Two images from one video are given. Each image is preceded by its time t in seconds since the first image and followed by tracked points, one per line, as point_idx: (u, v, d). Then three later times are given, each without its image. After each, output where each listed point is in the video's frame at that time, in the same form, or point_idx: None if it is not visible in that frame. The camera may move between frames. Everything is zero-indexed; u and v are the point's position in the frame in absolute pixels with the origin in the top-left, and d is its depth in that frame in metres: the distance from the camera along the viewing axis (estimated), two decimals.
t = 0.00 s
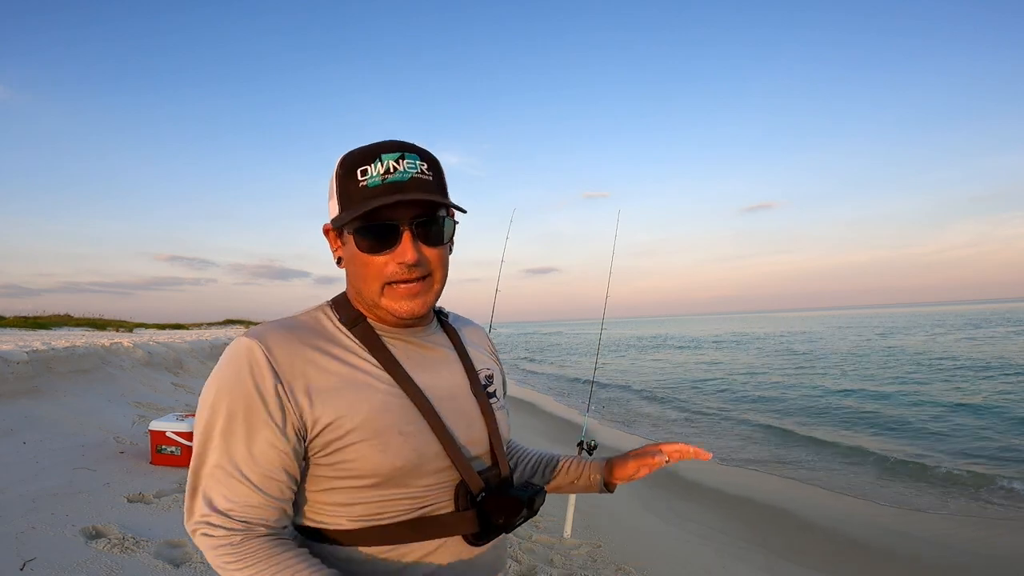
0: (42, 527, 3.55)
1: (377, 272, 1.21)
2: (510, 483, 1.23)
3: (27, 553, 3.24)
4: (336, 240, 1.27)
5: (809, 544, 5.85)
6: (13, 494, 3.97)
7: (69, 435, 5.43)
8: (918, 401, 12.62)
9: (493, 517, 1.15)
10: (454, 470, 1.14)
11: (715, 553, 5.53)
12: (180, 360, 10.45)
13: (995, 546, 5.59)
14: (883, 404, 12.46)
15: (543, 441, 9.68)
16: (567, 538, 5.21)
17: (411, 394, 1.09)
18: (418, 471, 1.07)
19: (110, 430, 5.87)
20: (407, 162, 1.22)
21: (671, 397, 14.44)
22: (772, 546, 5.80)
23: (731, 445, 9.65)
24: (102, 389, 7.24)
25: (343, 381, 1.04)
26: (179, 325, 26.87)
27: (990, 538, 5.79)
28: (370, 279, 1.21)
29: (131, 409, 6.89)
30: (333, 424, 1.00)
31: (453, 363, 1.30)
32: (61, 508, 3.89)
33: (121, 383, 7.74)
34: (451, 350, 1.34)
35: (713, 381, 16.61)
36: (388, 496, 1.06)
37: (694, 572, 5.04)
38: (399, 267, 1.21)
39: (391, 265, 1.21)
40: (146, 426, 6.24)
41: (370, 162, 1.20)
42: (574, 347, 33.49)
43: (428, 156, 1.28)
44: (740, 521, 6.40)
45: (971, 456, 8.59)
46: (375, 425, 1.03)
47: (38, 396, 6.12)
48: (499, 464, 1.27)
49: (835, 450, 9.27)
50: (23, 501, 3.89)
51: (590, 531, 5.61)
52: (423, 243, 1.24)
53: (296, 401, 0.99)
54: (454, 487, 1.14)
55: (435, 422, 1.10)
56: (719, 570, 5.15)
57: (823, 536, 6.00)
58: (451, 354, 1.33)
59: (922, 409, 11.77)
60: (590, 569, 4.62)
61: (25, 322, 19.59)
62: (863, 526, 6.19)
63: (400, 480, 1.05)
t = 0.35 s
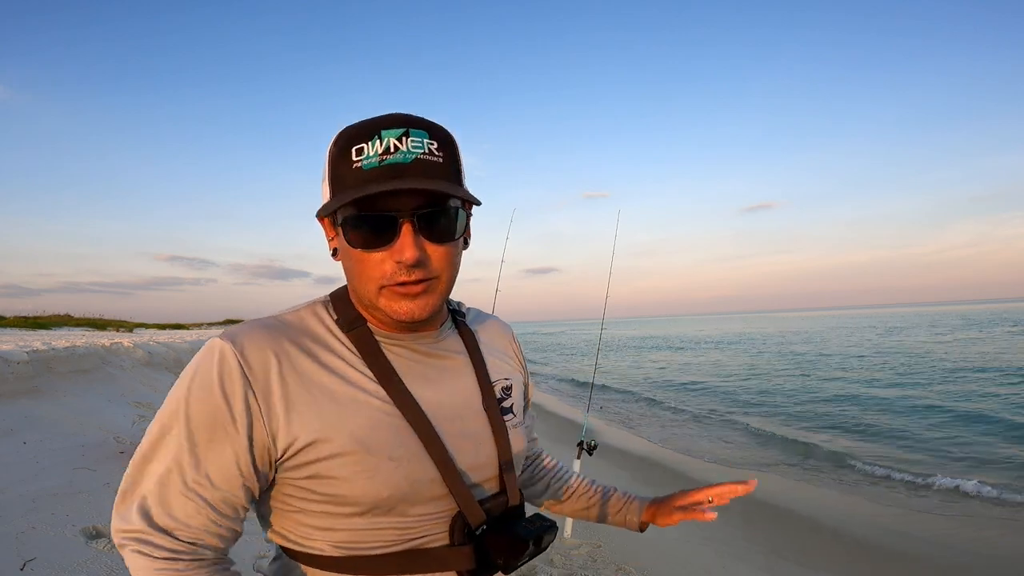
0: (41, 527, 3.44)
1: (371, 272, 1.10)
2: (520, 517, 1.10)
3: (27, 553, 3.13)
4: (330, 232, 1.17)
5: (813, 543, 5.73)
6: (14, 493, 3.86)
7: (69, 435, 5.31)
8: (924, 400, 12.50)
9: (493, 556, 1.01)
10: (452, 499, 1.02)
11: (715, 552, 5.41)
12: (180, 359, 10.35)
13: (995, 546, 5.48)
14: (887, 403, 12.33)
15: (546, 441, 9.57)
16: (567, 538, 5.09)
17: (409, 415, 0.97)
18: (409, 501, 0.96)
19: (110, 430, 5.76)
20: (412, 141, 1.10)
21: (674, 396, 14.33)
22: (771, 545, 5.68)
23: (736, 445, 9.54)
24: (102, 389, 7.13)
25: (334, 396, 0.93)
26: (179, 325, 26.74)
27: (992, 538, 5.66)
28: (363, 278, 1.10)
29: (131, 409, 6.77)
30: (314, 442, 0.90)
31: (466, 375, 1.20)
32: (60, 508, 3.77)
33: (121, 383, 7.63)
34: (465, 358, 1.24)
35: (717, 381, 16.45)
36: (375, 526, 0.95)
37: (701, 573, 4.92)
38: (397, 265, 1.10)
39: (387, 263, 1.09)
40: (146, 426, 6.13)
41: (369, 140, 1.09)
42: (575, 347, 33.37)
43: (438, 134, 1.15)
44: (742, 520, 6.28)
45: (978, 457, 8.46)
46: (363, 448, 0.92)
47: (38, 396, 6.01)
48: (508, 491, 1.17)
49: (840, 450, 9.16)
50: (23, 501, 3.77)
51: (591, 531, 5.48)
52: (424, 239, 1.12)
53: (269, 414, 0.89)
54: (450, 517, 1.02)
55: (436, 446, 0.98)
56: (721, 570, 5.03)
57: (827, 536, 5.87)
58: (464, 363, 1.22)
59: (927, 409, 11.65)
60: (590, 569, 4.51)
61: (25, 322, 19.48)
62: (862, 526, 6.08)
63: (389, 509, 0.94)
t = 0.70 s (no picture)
0: (42, 527, 3.38)
1: (379, 266, 1.03)
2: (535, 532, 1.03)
3: (27, 553, 3.07)
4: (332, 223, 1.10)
5: (816, 542, 5.65)
6: (13, 493, 3.79)
7: (69, 435, 5.26)
8: (927, 401, 12.41)
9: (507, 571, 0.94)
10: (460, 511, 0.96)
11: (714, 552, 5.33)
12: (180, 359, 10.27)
13: (998, 546, 5.40)
14: (890, 404, 12.25)
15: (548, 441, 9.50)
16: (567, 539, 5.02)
17: (411, 421, 0.91)
18: (412, 514, 0.89)
19: (111, 430, 5.70)
20: (423, 124, 1.04)
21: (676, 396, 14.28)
22: (772, 544, 5.61)
23: (739, 445, 9.47)
24: (102, 389, 7.07)
25: (330, 397, 0.87)
26: (179, 325, 26.66)
27: (995, 538, 5.58)
28: (371, 273, 1.04)
29: (131, 409, 6.71)
30: (307, 453, 0.83)
31: (473, 378, 1.14)
32: (61, 508, 3.71)
33: (121, 383, 7.56)
34: (472, 359, 1.18)
35: (720, 381, 16.35)
36: (379, 539, 0.88)
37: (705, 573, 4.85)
38: (410, 257, 1.04)
39: (397, 256, 1.03)
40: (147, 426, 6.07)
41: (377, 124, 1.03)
42: (576, 347, 33.28)
43: (447, 120, 1.10)
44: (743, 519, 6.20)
45: (983, 457, 8.37)
46: (362, 458, 0.86)
47: (38, 395, 5.96)
48: (519, 502, 1.11)
49: (843, 450, 9.08)
50: (23, 501, 3.71)
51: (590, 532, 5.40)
52: (437, 233, 1.06)
53: (262, 422, 0.83)
54: (457, 531, 0.96)
55: (440, 455, 0.91)
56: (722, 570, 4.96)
57: (829, 535, 5.79)
58: (471, 364, 1.16)
59: (931, 410, 11.56)
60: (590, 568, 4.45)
61: (26, 322, 19.44)
62: (864, 525, 6.00)
63: (391, 523, 0.88)
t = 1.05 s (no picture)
0: (42, 527, 3.39)
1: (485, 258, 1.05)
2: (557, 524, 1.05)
3: (27, 553, 3.08)
4: (421, 208, 1.05)
5: (816, 542, 5.65)
6: (13, 493, 3.80)
7: (70, 435, 5.26)
8: (927, 401, 12.42)
9: (536, 559, 0.96)
10: (488, 504, 0.98)
11: (714, 552, 5.33)
12: (180, 360, 10.27)
13: (999, 547, 5.39)
14: (891, 404, 12.26)
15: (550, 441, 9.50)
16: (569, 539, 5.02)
17: (437, 416, 0.92)
18: (440, 507, 0.90)
19: (110, 429, 5.70)
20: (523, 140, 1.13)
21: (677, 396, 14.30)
22: (772, 544, 5.61)
23: (740, 445, 9.48)
24: (102, 389, 7.07)
25: (357, 393, 0.88)
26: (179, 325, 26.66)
27: (997, 538, 5.57)
28: (474, 263, 1.05)
29: (131, 409, 6.71)
30: (337, 450, 0.84)
31: (490, 374, 1.15)
32: (61, 508, 3.71)
33: (121, 383, 7.56)
34: (488, 356, 1.19)
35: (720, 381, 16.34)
36: (406, 534, 0.89)
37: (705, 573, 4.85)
38: (513, 253, 1.08)
39: (503, 250, 1.07)
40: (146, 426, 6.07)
41: (489, 133, 1.08)
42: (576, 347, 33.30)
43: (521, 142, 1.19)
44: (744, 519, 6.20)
45: (984, 458, 8.38)
46: (389, 452, 0.86)
47: (38, 395, 5.96)
48: (541, 491, 1.13)
49: (844, 450, 9.09)
50: (23, 501, 3.72)
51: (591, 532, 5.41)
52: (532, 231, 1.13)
53: (290, 421, 0.84)
54: (486, 523, 0.98)
55: (467, 448, 0.92)
56: (723, 570, 4.96)
57: (830, 535, 5.79)
58: (487, 362, 1.18)
59: (931, 410, 11.57)
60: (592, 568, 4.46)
61: (26, 322, 19.47)
62: (864, 525, 5.99)
63: (418, 516, 0.89)
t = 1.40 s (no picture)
0: (42, 527, 3.49)
1: (524, 282, 1.20)
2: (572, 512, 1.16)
3: (28, 553, 3.18)
4: (475, 235, 1.16)
5: (813, 542, 5.75)
6: (13, 493, 3.89)
7: (70, 435, 5.35)
8: (922, 401, 12.55)
9: (554, 543, 1.07)
10: (511, 495, 1.08)
11: (712, 552, 5.42)
12: (179, 360, 10.34)
13: (995, 547, 5.49)
14: (886, 403, 12.39)
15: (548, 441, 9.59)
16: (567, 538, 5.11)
17: (472, 416, 1.04)
18: (475, 497, 1.02)
19: (111, 429, 5.79)
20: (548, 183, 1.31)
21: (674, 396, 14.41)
22: (771, 544, 5.70)
23: (738, 444, 9.58)
24: (101, 389, 7.15)
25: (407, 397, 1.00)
26: (178, 325, 26.72)
27: (993, 538, 5.68)
28: (515, 286, 1.19)
29: (130, 409, 6.80)
30: (390, 447, 0.96)
31: (506, 379, 1.26)
32: (61, 508, 3.81)
33: (120, 383, 7.65)
34: (504, 365, 1.30)
35: (716, 381, 16.45)
36: (450, 522, 1.00)
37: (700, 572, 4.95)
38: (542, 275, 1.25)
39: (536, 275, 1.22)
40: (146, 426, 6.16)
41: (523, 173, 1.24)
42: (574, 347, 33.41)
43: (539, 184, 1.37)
44: (742, 519, 6.29)
45: (978, 458, 8.50)
46: (434, 448, 0.98)
47: (38, 396, 6.04)
48: (556, 484, 1.23)
49: (840, 449, 9.20)
50: (23, 501, 3.81)
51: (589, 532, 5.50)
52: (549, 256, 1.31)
53: (353, 422, 0.95)
54: (510, 513, 1.08)
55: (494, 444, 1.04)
56: (719, 569, 5.06)
57: (827, 535, 5.89)
58: (503, 369, 1.28)
59: (926, 410, 11.70)
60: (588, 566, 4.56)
61: (25, 322, 19.55)
62: (861, 525, 6.10)
63: (458, 506, 1.00)
